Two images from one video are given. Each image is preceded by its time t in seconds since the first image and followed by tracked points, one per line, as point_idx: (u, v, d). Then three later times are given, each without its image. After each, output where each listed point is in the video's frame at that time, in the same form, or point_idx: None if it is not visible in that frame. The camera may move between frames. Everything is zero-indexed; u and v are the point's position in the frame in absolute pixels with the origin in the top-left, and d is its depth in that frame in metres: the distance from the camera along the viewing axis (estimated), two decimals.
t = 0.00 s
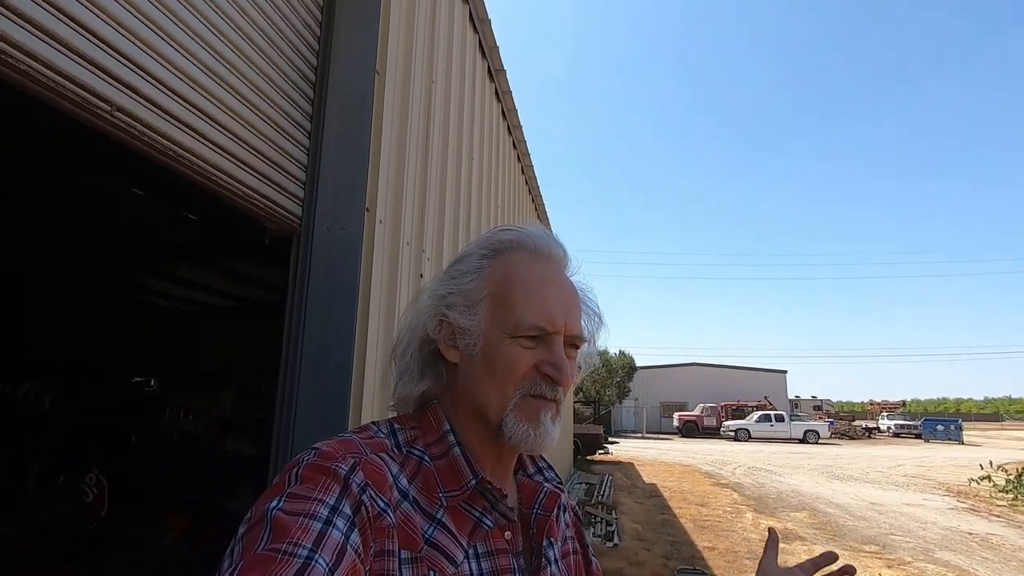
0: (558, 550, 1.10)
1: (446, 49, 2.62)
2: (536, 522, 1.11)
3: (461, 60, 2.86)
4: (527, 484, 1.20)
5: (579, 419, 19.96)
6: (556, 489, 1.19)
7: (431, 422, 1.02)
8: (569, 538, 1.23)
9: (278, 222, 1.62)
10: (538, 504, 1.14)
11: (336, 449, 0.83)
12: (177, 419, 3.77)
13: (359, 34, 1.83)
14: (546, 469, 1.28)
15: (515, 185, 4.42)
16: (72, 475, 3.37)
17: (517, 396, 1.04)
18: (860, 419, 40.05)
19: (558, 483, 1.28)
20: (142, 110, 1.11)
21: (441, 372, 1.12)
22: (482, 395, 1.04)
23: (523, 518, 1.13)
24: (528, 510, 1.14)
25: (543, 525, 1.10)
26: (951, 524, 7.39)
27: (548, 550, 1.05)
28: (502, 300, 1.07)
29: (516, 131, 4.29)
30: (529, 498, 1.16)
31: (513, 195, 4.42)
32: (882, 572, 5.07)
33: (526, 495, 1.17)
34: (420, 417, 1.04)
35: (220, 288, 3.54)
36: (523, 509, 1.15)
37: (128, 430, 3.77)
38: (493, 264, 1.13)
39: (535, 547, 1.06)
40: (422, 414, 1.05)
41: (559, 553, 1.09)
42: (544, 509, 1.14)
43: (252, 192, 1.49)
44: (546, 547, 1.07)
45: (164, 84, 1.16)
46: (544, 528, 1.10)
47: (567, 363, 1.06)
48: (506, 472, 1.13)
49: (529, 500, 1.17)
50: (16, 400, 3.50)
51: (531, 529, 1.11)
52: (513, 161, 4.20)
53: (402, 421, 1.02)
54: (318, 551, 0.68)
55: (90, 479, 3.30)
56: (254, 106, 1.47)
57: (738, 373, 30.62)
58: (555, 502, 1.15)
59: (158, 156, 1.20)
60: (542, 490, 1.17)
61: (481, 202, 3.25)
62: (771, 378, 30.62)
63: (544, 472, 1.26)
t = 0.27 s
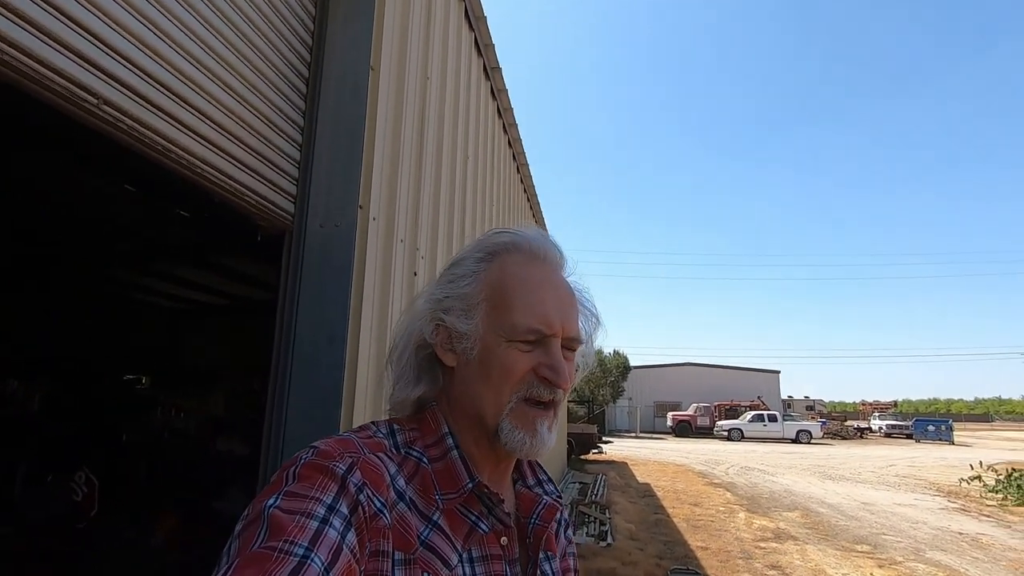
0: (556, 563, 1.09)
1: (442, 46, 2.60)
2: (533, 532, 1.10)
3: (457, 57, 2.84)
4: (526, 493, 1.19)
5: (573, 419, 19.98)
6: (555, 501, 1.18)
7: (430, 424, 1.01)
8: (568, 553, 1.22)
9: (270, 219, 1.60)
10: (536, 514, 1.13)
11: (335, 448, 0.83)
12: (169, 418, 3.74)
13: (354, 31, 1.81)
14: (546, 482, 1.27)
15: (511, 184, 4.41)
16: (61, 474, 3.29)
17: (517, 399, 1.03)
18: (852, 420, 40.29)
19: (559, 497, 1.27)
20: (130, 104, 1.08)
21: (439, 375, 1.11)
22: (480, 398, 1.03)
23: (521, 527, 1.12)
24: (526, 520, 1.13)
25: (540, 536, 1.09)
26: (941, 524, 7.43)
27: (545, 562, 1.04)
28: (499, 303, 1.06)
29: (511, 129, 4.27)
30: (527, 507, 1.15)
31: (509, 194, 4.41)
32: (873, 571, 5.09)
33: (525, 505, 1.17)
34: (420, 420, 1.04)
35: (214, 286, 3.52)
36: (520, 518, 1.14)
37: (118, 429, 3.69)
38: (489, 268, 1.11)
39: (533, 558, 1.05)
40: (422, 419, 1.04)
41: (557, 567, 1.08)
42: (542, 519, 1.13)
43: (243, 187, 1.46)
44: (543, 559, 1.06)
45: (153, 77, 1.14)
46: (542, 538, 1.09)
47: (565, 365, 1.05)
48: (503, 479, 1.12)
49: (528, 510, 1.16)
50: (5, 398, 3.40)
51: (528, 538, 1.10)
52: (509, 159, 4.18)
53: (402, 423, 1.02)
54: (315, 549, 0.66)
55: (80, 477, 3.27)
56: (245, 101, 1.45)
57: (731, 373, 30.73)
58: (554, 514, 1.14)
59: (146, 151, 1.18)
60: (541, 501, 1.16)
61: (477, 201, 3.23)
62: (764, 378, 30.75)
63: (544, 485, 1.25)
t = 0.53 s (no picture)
0: (557, 570, 1.07)
1: (435, 42, 2.59)
2: (535, 537, 1.08)
3: (450, 54, 2.84)
4: (529, 497, 1.18)
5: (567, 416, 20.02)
6: (558, 507, 1.17)
7: (436, 420, 1.01)
8: (569, 560, 1.20)
9: (261, 218, 1.60)
10: (539, 519, 1.12)
11: (340, 441, 0.82)
12: (159, 418, 3.68)
13: (344, 27, 1.78)
14: (552, 488, 1.26)
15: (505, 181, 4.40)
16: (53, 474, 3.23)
17: (501, 391, 1.01)
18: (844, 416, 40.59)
19: (562, 503, 1.26)
20: (115, 100, 1.05)
21: (439, 367, 1.15)
22: (469, 390, 1.03)
23: (521, 532, 1.10)
24: (527, 524, 1.12)
25: (541, 542, 1.07)
26: (931, 519, 7.50)
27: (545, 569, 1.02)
28: (492, 296, 1.07)
29: (505, 126, 4.26)
30: (530, 512, 1.14)
31: (502, 192, 4.40)
32: (864, 566, 5.13)
33: (528, 510, 1.15)
34: (425, 416, 1.03)
35: (207, 284, 3.50)
36: (522, 523, 1.13)
37: (108, 428, 3.59)
38: (488, 264, 1.14)
39: (533, 564, 1.04)
40: (426, 413, 1.04)
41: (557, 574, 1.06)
42: (545, 526, 1.11)
43: (232, 185, 1.44)
44: (543, 565, 1.04)
45: (140, 73, 1.11)
46: (542, 544, 1.07)
47: (552, 359, 1.03)
48: (504, 479, 1.11)
49: (530, 515, 1.14)
50: None
51: (529, 543, 1.08)
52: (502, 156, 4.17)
53: (408, 417, 1.01)
54: (314, 544, 0.65)
55: (70, 476, 3.22)
56: (235, 97, 1.43)
57: (724, 370, 30.87)
58: (557, 520, 1.12)
59: (135, 149, 1.15)
60: (545, 506, 1.14)
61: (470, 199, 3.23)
62: (757, 375, 30.91)
63: (548, 490, 1.24)
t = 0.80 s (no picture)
0: (548, 560, 1.08)
1: (424, 38, 2.59)
2: (526, 527, 1.09)
3: (440, 51, 2.84)
4: (521, 489, 1.19)
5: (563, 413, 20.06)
6: (550, 497, 1.18)
7: (426, 410, 1.02)
8: (560, 550, 1.21)
9: (252, 217, 1.59)
10: (530, 509, 1.13)
11: (328, 431, 0.83)
12: (156, 418, 3.71)
13: (333, 25, 1.78)
14: (545, 479, 1.28)
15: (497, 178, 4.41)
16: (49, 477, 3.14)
17: (486, 382, 1.02)
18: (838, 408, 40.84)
19: (555, 492, 1.28)
20: (102, 99, 1.06)
21: (428, 357, 1.15)
22: (455, 381, 1.04)
23: (513, 523, 1.12)
24: (519, 515, 1.13)
25: (532, 531, 1.08)
26: (925, 508, 7.57)
27: (536, 558, 1.03)
28: (479, 287, 1.08)
29: (497, 123, 4.27)
30: (520, 503, 1.15)
31: (495, 189, 4.41)
32: (859, 556, 5.18)
33: (519, 501, 1.16)
34: (417, 408, 1.04)
35: (199, 285, 3.50)
36: (514, 513, 1.14)
37: (105, 429, 3.61)
38: (476, 255, 1.15)
39: (522, 554, 1.04)
40: (418, 404, 1.05)
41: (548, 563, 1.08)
42: (536, 515, 1.12)
43: (221, 183, 1.44)
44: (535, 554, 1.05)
45: (128, 72, 1.11)
46: (533, 533, 1.08)
47: (536, 351, 1.04)
48: (496, 469, 1.10)
49: (522, 505, 1.16)
50: None
51: (520, 533, 1.09)
52: (495, 153, 4.18)
53: (398, 408, 1.02)
54: (301, 533, 0.66)
55: (66, 479, 3.12)
56: (223, 95, 1.43)
57: (720, 365, 30.99)
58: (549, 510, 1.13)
59: (123, 147, 1.15)
60: (537, 496, 1.15)
61: (463, 195, 3.23)
62: (752, 369, 31.05)
63: (541, 480, 1.26)
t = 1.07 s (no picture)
0: (552, 556, 1.11)
1: (422, 40, 2.60)
2: (532, 525, 1.12)
3: (438, 52, 2.85)
4: (524, 488, 1.21)
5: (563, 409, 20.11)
6: (553, 494, 1.20)
7: (425, 416, 1.03)
8: (562, 548, 1.23)
9: (256, 222, 1.62)
10: (535, 507, 1.15)
11: (329, 442, 0.86)
12: (155, 420, 3.66)
13: (331, 28, 1.80)
14: (546, 476, 1.30)
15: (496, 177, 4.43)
16: (49, 480, 3.23)
17: (481, 383, 1.05)
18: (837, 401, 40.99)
19: (557, 490, 1.30)
20: (110, 108, 1.08)
21: (424, 362, 1.18)
22: (451, 383, 1.07)
23: (519, 521, 1.14)
24: (524, 514, 1.15)
25: (538, 530, 1.11)
26: (923, 500, 7.63)
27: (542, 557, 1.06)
28: (469, 290, 1.11)
29: (494, 122, 4.28)
30: (525, 502, 1.17)
31: (494, 188, 4.43)
32: (858, 548, 5.23)
33: (523, 500, 1.19)
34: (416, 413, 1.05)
35: (198, 286, 3.52)
36: (520, 512, 1.16)
37: (106, 432, 3.61)
38: (465, 258, 1.18)
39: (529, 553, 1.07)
40: (416, 409, 1.06)
41: (553, 560, 1.11)
42: (541, 513, 1.14)
43: (226, 189, 1.47)
44: (540, 552, 1.08)
45: (135, 83, 1.14)
46: (540, 532, 1.11)
47: (528, 349, 1.06)
48: (497, 470, 1.12)
49: (526, 504, 1.18)
50: None
51: (527, 532, 1.11)
52: (493, 152, 4.20)
53: (398, 414, 1.04)
54: (308, 545, 0.69)
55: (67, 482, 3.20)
56: (227, 103, 1.45)
57: (718, 359, 31.07)
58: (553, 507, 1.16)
59: (130, 155, 1.18)
60: (540, 495, 1.18)
61: (462, 196, 3.26)
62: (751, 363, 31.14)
63: (542, 478, 1.28)
